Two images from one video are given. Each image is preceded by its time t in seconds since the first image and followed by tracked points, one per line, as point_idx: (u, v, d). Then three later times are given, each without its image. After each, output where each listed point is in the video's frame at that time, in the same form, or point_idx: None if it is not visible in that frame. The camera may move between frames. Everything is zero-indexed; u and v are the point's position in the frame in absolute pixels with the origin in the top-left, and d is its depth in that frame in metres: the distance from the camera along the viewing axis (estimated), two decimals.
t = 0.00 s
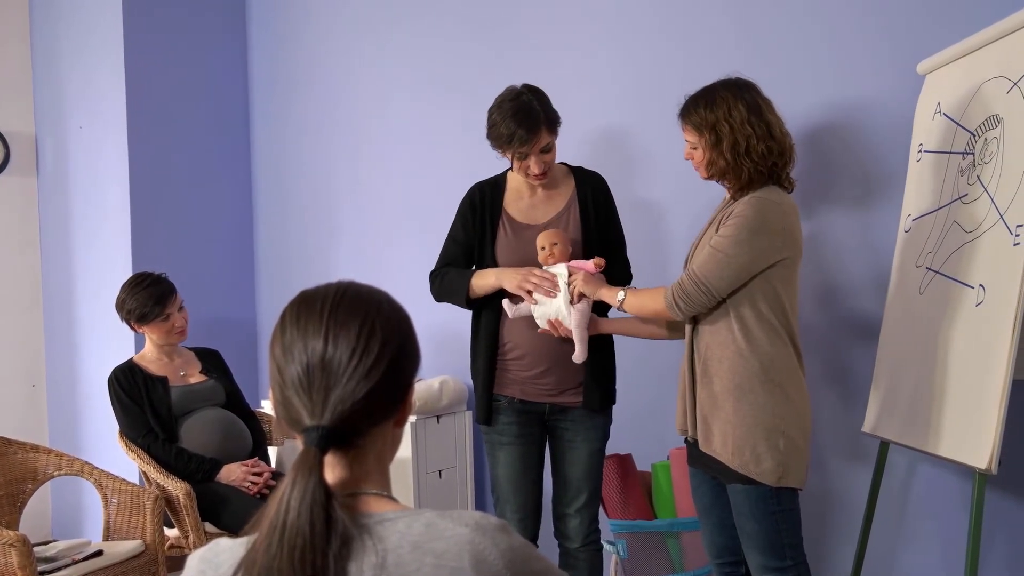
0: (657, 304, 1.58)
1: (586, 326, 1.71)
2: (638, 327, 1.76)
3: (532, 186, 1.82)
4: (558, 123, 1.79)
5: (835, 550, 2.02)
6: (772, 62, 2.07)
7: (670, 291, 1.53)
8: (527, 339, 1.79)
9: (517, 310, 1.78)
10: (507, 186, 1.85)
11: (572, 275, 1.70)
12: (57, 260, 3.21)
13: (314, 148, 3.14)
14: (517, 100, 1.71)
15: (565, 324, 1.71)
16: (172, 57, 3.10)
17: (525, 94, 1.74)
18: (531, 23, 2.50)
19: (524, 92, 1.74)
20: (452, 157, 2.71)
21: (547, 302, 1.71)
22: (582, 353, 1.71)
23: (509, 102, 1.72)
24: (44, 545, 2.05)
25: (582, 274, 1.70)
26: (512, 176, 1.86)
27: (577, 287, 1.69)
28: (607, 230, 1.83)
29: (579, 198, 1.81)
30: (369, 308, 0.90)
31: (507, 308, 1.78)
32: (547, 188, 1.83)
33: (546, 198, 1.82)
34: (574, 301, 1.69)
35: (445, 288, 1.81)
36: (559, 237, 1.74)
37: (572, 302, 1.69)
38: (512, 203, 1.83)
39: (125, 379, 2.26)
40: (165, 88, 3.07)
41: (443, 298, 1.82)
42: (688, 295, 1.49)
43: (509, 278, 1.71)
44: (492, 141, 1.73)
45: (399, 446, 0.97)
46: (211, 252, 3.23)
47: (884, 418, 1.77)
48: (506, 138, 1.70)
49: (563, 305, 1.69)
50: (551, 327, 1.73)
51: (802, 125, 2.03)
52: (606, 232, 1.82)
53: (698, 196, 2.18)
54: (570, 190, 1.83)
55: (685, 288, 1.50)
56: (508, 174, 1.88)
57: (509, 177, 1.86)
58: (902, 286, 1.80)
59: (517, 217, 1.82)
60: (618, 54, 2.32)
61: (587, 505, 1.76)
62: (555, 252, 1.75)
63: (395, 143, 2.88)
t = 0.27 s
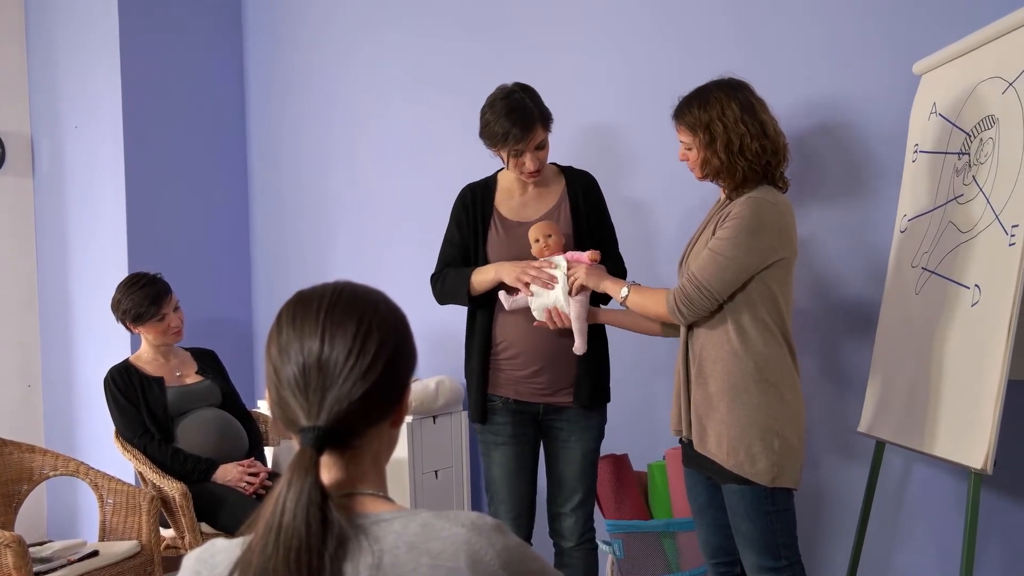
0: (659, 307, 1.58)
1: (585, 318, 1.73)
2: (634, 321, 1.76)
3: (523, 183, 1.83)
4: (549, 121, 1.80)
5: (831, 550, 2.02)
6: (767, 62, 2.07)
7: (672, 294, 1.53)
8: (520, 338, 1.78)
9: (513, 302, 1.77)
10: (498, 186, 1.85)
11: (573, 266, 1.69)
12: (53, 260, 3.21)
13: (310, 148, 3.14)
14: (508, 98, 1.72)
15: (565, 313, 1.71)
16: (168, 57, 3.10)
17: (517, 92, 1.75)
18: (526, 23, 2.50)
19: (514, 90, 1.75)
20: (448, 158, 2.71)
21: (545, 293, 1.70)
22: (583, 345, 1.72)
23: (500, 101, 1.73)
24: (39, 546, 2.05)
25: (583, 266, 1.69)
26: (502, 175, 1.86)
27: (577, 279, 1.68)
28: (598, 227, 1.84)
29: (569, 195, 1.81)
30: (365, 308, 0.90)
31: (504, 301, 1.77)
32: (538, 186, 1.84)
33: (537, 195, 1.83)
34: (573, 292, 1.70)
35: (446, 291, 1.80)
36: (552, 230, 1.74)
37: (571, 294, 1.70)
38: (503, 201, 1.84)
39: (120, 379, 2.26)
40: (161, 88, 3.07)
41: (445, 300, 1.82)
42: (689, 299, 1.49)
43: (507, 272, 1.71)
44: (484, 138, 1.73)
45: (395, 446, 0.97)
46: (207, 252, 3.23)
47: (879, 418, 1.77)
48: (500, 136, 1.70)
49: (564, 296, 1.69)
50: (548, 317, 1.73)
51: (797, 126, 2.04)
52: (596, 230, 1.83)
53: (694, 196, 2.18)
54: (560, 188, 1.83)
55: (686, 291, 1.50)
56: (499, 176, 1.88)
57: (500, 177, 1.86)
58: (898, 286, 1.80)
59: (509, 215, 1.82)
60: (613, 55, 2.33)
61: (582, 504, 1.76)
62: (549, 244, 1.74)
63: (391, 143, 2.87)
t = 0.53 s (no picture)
0: (657, 308, 1.57)
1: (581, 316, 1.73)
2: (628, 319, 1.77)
3: (517, 181, 1.83)
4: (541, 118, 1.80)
5: (827, 550, 2.02)
6: (763, 63, 2.07)
7: (670, 296, 1.53)
8: (517, 338, 1.78)
9: (512, 294, 1.75)
10: (492, 186, 1.86)
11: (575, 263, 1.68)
12: (48, 260, 3.20)
13: (306, 148, 3.14)
14: (500, 96, 1.72)
15: (562, 309, 1.71)
16: (164, 57, 3.09)
17: (509, 90, 1.74)
18: (522, 23, 2.50)
19: (506, 88, 1.75)
20: (444, 158, 2.71)
21: (545, 288, 1.70)
22: (577, 342, 1.72)
23: (493, 99, 1.73)
24: (35, 546, 2.05)
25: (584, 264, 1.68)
26: (497, 175, 1.87)
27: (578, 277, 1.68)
28: (592, 228, 1.85)
29: (563, 198, 1.82)
30: (362, 309, 0.90)
31: (502, 292, 1.75)
32: (532, 184, 1.84)
33: (532, 194, 1.83)
34: (572, 289, 1.70)
35: (444, 287, 1.79)
36: (556, 225, 1.76)
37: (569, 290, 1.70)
38: (498, 200, 1.84)
39: (116, 379, 2.25)
40: (157, 88, 3.06)
41: (442, 297, 1.80)
42: (688, 300, 1.49)
43: (506, 265, 1.70)
44: (476, 138, 1.74)
45: (392, 447, 0.97)
46: (202, 252, 3.22)
47: (876, 418, 1.77)
48: (493, 133, 1.71)
49: (563, 292, 1.69)
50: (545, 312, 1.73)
51: (793, 126, 2.04)
52: (591, 231, 1.85)
53: (690, 196, 2.18)
54: (554, 189, 1.84)
55: (684, 292, 1.49)
56: (492, 176, 1.89)
57: (494, 177, 1.87)
58: (894, 287, 1.80)
59: (504, 212, 1.82)
60: (609, 55, 2.33)
61: (578, 503, 1.76)
62: (552, 238, 1.75)
63: (387, 144, 2.87)
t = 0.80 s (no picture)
0: (655, 311, 1.57)
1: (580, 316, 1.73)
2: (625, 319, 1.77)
3: (513, 181, 1.83)
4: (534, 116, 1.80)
5: (823, 550, 2.02)
6: (759, 64, 2.08)
7: (669, 297, 1.53)
8: (512, 338, 1.78)
9: (510, 294, 1.74)
10: (488, 186, 1.86)
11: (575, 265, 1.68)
12: (44, 260, 3.20)
13: (303, 149, 3.13)
14: (491, 95, 1.73)
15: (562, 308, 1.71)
16: (160, 57, 3.09)
17: (500, 91, 1.75)
18: (519, 23, 2.50)
19: (498, 88, 1.75)
20: (441, 158, 2.71)
21: (543, 288, 1.70)
22: (577, 341, 1.72)
23: (485, 99, 1.74)
24: (31, 547, 2.04)
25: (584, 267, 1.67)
26: (493, 174, 1.87)
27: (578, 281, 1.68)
28: (590, 226, 1.84)
29: (559, 197, 1.82)
30: (358, 309, 0.90)
31: (501, 293, 1.75)
32: (529, 183, 1.84)
33: (528, 193, 1.83)
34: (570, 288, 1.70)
35: (441, 289, 1.79)
36: (553, 225, 1.75)
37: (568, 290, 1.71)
38: (494, 199, 1.84)
39: (113, 379, 2.25)
40: (154, 88, 3.06)
41: (440, 297, 1.80)
42: (687, 301, 1.49)
43: (503, 270, 1.70)
44: (469, 139, 1.75)
45: (389, 447, 0.97)
46: (199, 252, 3.22)
47: (872, 418, 1.77)
48: (481, 132, 1.72)
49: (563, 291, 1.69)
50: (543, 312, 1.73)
51: (788, 127, 2.04)
52: (588, 230, 1.84)
53: (685, 196, 2.18)
54: (550, 187, 1.83)
55: (683, 293, 1.49)
56: (489, 176, 1.89)
57: (491, 177, 1.87)
58: (890, 287, 1.80)
59: (500, 212, 1.82)
60: (606, 55, 2.33)
61: (574, 503, 1.76)
62: (550, 238, 1.74)
63: (384, 144, 2.87)
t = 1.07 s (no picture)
0: (656, 310, 1.55)
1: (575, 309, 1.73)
2: (620, 313, 1.77)
3: (510, 180, 1.83)
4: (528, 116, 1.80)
5: (819, 550, 2.02)
6: (755, 64, 2.08)
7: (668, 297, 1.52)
8: (507, 337, 1.78)
9: (507, 282, 1.72)
10: (487, 186, 1.87)
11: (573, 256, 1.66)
12: (41, 261, 3.20)
13: (300, 149, 3.13)
14: (483, 96, 1.74)
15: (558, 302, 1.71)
16: (156, 56, 3.08)
17: (493, 92, 1.76)
18: (516, 24, 2.50)
19: (490, 88, 1.76)
20: (438, 159, 2.71)
21: (539, 279, 1.70)
22: (570, 334, 1.73)
23: (477, 99, 1.75)
24: (27, 547, 2.04)
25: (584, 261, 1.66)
26: (492, 174, 1.88)
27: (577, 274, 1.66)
28: (588, 224, 1.83)
29: (556, 196, 1.81)
30: (356, 309, 0.90)
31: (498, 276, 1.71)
32: (526, 182, 1.83)
33: (525, 192, 1.83)
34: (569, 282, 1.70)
35: (439, 287, 1.80)
36: (555, 217, 1.73)
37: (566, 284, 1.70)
38: (492, 199, 1.85)
39: (109, 380, 2.25)
40: (150, 89, 3.06)
41: (440, 297, 1.82)
42: (685, 300, 1.49)
43: (499, 261, 1.69)
44: (463, 140, 1.77)
45: (386, 447, 0.97)
46: (195, 252, 3.22)
47: (868, 419, 1.78)
48: (472, 132, 1.74)
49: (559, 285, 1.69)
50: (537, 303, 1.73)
51: (784, 128, 2.04)
52: (586, 228, 1.83)
53: (681, 196, 2.18)
54: (547, 185, 1.83)
55: (682, 293, 1.49)
56: (488, 176, 1.90)
57: (489, 177, 1.88)
58: (886, 288, 1.81)
59: (497, 212, 1.83)
60: (603, 55, 2.33)
61: (570, 503, 1.76)
62: (552, 230, 1.73)
63: (380, 145, 2.87)
